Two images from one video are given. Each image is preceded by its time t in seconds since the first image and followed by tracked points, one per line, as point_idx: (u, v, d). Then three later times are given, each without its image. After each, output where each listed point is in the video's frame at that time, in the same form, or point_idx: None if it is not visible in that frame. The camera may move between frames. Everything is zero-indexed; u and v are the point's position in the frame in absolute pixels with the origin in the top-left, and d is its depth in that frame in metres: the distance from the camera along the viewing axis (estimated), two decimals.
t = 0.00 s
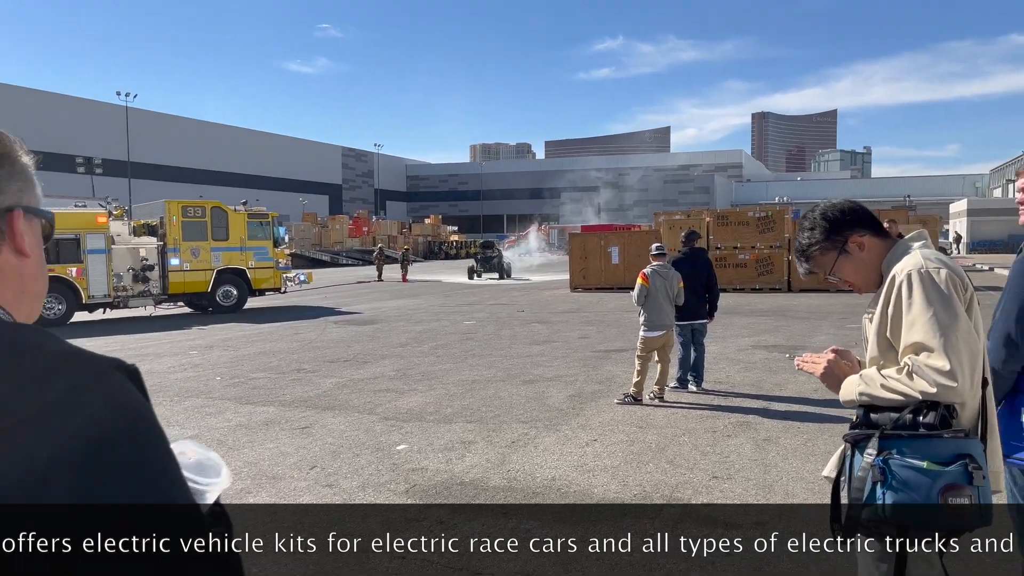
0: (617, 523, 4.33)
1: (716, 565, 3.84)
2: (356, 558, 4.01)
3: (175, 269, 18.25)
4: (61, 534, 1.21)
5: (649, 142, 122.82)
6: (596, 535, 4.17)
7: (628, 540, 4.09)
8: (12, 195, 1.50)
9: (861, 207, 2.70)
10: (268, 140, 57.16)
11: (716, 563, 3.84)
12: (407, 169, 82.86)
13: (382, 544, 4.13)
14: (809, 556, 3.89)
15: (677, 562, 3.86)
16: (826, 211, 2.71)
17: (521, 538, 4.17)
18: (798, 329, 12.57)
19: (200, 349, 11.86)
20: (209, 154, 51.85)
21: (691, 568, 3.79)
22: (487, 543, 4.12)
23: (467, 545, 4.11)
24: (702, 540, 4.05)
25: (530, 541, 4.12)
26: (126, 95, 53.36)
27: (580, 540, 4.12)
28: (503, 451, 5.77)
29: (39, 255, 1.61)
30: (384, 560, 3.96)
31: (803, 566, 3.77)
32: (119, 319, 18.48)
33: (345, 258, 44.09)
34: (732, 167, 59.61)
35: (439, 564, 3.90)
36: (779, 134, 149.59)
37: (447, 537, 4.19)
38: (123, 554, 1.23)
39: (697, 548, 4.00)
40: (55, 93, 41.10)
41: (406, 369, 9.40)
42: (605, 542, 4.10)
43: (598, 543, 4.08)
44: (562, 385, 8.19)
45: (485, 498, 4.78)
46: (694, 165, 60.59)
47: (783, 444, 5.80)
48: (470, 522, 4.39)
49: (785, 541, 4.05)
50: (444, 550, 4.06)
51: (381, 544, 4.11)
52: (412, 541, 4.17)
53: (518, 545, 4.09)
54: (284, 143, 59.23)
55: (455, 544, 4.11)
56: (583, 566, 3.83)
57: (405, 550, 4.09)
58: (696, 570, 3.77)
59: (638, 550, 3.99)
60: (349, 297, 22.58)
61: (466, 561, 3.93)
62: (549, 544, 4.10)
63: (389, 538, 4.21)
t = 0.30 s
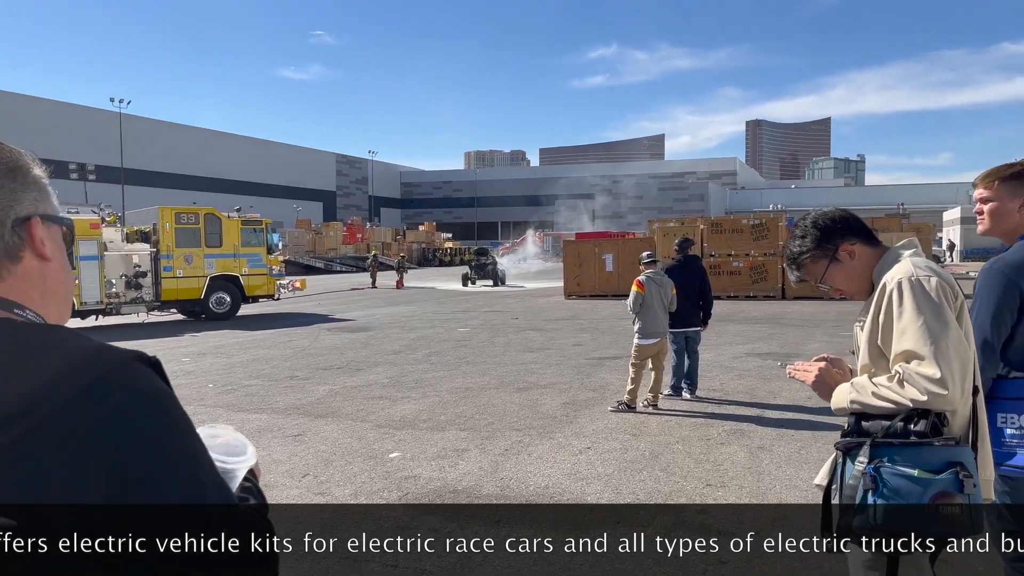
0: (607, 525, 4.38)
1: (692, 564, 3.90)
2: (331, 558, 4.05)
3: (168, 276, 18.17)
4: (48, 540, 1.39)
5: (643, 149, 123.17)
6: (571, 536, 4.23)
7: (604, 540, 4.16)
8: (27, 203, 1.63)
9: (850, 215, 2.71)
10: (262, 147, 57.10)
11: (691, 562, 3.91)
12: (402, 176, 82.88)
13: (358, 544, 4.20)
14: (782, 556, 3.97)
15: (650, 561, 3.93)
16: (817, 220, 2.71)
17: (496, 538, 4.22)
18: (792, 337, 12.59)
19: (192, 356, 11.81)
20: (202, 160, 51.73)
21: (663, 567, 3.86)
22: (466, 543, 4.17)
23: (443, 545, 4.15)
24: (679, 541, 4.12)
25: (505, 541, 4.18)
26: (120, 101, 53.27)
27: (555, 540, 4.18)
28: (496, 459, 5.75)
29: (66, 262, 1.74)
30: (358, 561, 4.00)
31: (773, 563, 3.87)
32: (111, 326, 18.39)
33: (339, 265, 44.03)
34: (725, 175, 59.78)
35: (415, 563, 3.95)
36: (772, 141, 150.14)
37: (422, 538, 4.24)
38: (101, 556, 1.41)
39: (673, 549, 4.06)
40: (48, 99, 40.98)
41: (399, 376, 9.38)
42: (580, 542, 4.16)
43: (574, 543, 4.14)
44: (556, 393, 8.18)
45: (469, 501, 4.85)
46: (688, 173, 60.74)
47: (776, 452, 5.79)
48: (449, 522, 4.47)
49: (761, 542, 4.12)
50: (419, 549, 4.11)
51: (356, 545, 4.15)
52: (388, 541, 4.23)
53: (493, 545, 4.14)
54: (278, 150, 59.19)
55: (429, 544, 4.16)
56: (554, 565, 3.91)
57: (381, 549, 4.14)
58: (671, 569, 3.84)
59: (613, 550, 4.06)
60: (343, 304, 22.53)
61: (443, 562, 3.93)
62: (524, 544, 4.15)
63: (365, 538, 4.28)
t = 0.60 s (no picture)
0: (596, 526, 4.41)
1: (671, 565, 3.92)
2: (307, 560, 4.07)
3: (162, 279, 18.11)
4: (31, 536, 1.56)
5: (638, 152, 123.27)
6: (549, 536, 4.26)
7: (580, 540, 4.19)
8: (30, 198, 1.74)
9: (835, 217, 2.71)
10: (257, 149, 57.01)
11: (666, 561, 3.95)
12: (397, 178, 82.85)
13: (335, 544, 4.22)
14: (758, 556, 3.99)
15: (626, 560, 3.97)
16: (803, 221, 2.71)
17: (475, 538, 4.24)
18: (786, 339, 12.60)
19: (185, 359, 11.77)
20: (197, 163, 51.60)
21: (637, 567, 3.89)
22: (446, 542, 4.20)
23: (419, 545, 4.18)
24: (654, 541, 4.15)
25: (481, 541, 4.20)
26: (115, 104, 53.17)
27: (531, 540, 4.21)
28: (488, 462, 5.74)
29: (75, 251, 1.84)
30: (333, 560, 4.03)
31: (748, 562, 3.90)
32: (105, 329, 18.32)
33: (335, 267, 43.98)
34: (721, 177, 59.85)
35: (392, 563, 3.97)
36: (768, 144, 150.40)
37: (399, 538, 4.26)
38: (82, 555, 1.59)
39: (650, 548, 4.10)
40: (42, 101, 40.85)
41: (393, 379, 9.37)
42: (554, 541, 4.19)
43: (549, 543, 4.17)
44: (550, 395, 8.18)
45: (453, 501, 4.90)
46: (683, 175, 60.81)
47: (768, 454, 5.80)
48: (427, 523, 4.49)
49: (736, 541, 4.15)
50: (395, 550, 4.12)
51: (330, 546, 4.16)
52: (365, 541, 4.25)
53: (470, 545, 4.16)
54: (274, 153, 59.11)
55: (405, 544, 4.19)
56: (532, 564, 3.95)
57: (358, 549, 4.17)
58: (644, 569, 3.87)
59: (589, 550, 4.09)
60: (338, 307, 22.49)
61: (430, 565, 3.91)
62: (500, 544, 4.18)
63: (342, 538, 4.30)
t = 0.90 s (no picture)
0: (584, 523, 4.40)
1: (649, 565, 3.87)
2: (282, 561, 4.05)
3: (154, 276, 18.06)
4: (8, 535, 1.56)
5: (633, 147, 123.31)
6: (525, 536, 4.23)
7: (556, 540, 4.15)
8: (41, 193, 1.77)
9: (816, 210, 2.71)
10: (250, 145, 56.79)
11: (643, 562, 3.90)
12: (391, 174, 82.70)
13: (310, 544, 4.20)
14: (735, 556, 3.96)
15: (602, 562, 3.93)
16: (781, 215, 2.70)
17: (449, 538, 4.22)
18: (777, 334, 12.63)
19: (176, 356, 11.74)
20: (190, 160, 51.38)
21: (609, 567, 3.86)
22: (422, 542, 4.17)
23: (395, 545, 4.15)
24: (631, 541, 4.11)
25: (456, 540, 4.18)
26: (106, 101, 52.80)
27: (506, 540, 4.18)
28: (477, 458, 5.75)
29: (82, 246, 1.86)
30: (309, 561, 4.01)
31: (722, 563, 3.87)
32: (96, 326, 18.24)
33: (329, 264, 43.93)
34: (715, 172, 59.91)
35: (367, 563, 3.96)
36: (761, 139, 150.71)
37: (375, 538, 4.24)
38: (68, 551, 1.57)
39: (626, 549, 4.06)
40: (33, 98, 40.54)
41: (384, 375, 9.36)
42: (527, 541, 4.17)
43: (525, 544, 4.14)
44: (540, 391, 8.19)
45: (432, 501, 4.83)
46: (677, 170, 60.84)
47: (757, 448, 5.81)
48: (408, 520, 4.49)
49: (714, 541, 4.11)
50: (370, 550, 4.11)
51: (305, 545, 4.15)
52: (340, 540, 4.23)
53: (444, 544, 4.14)
54: (267, 149, 58.92)
55: (379, 544, 4.16)
56: (507, 566, 3.91)
57: (333, 549, 4.15)
58: (615, 569, 3.83)
59: (566, 550, 4.05)
60: (330, 304, 22.46)
61: (414, 564, 3.92)
62: (476, 544, 4.15)
63: (318, 538, 4.28)
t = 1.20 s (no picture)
0: (569, 514, 4.35)
1: (619, 566, 3.74)
2: (254, 560, 3.99)
3: (141, 265, 17.99)
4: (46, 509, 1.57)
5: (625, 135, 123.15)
6: (502, 535, 4.10)
7: (533, 540, 4.03)
8: (56, 175, 1.75)
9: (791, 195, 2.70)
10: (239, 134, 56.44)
11: (614, 562, 3.77)
12: (383, 163, 82.37)
13: (286, 544, 4.11)
14: (709, 556, 3.81)
15: (573, 558, 3.85)
16: (753, 200, 2.70)
17: (425, 538, 4.09)
18: (764, 321, 12.69)
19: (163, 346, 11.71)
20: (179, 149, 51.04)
21: (584, 569, 3.72)
22: (397, 542, 4.05)
23: (371, 545, 4.04)
24: (606, 540, 3.97)
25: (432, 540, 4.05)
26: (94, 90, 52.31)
27: (483, 539, 4.06)
28: (461, 446, 5.76)
29: (90, 232, 1.84)
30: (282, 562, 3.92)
31: (696, 564, 3.73)
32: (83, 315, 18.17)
33: (319, 253, 43.81)
34: (706, 161, 59.92)
35: (339, 564, 3.85)
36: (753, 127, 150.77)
37: (351, 538, 4.12)
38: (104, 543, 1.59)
39: (601, 548, 3.93)
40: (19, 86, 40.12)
41: (371, 364, 9.36)
42: (504, 541, 4.03)
43: (503, 543, 4.00)
44: (526, 379, 8.21)
45: (407, 498, 4.69)
46: (668, 158, 60.84)
47: (740, 435, 5.85)
48: (386, 517, 4.38)
49: (688, 541, 3.98)
50: (345, 550, 4.00)
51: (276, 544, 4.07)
52: (316, 541, 4.12)
53: (420, 544, 4.02)
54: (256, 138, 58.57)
55: (353, 545, 4.04)
56: (481, 566, 3.78)
57: (309, 549, 4.05)
58: (588, 570, 3.69)
59: (541, 550, 3.94)
60: (320, 293, 22.41)
61: (386, 566, 3.80)
62: (453, 544, 4.02)
63: (294, 538, 4.18)
